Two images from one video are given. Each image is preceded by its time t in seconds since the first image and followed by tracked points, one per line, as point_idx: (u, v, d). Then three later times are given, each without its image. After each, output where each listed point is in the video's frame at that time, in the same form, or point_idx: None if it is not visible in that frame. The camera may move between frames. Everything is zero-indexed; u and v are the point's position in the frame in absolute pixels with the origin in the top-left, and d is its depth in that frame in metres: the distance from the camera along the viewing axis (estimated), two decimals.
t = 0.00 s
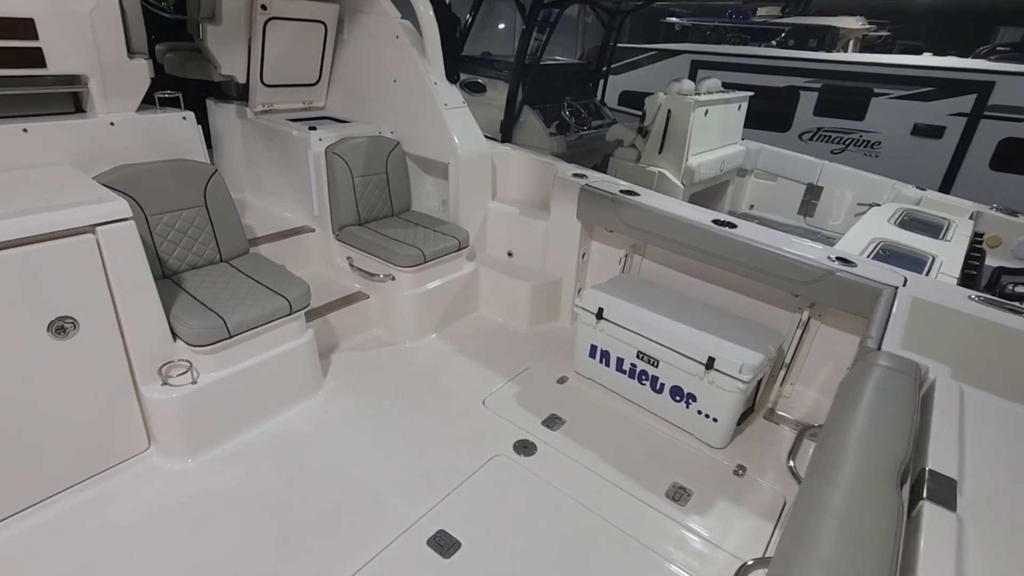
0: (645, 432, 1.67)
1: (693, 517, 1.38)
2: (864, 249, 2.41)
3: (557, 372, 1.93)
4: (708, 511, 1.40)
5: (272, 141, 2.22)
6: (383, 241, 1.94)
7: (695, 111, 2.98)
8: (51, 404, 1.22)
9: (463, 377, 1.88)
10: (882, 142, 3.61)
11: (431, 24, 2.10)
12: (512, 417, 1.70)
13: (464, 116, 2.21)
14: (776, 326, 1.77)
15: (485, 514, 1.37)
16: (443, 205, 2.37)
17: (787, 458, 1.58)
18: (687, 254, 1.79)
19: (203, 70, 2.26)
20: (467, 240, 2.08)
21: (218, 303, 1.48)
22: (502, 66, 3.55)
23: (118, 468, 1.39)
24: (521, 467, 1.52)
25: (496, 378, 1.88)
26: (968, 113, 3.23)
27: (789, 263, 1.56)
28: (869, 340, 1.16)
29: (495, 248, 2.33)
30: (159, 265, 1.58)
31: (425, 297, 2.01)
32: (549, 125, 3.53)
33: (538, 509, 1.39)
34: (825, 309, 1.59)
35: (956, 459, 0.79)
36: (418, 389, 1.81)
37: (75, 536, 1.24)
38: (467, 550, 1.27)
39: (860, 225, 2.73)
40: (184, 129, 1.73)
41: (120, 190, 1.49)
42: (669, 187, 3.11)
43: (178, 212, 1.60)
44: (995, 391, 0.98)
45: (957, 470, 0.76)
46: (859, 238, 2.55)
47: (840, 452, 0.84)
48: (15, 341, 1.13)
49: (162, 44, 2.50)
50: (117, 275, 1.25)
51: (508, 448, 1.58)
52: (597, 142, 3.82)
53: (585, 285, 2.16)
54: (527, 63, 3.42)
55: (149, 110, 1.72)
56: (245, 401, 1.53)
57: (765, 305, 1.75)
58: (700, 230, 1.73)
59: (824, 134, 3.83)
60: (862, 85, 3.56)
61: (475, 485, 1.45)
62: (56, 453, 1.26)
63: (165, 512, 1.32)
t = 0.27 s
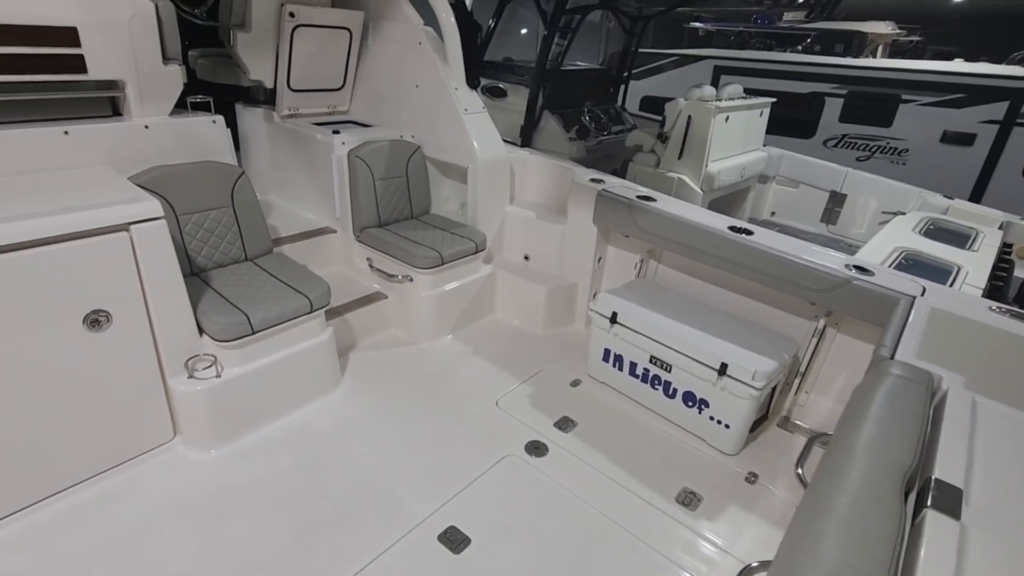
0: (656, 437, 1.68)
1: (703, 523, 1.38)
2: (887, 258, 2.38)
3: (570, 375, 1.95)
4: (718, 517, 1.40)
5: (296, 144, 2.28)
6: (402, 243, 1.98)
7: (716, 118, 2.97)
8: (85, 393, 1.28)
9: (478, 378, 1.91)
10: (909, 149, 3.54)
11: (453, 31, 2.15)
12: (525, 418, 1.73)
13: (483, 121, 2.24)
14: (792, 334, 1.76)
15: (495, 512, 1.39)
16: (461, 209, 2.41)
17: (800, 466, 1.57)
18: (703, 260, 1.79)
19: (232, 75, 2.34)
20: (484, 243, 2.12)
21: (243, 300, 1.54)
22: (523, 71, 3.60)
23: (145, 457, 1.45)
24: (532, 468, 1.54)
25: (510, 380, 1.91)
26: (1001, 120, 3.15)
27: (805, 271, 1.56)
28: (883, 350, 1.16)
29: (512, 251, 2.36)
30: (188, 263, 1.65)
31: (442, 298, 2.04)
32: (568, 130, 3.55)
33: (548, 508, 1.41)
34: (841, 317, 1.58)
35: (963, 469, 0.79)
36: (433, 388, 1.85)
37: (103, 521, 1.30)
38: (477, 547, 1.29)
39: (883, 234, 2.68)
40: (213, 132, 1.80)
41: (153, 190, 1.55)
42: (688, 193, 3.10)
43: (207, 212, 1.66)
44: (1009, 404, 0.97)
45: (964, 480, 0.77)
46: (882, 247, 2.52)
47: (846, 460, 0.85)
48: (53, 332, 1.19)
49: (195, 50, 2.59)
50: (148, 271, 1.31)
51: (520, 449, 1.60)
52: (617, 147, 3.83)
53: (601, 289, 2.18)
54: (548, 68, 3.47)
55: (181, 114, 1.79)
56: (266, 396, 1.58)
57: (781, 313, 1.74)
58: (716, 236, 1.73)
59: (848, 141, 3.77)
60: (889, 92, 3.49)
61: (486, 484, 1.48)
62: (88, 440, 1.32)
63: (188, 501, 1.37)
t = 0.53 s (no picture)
0: (662, 438, 1.70)
1: (704, 523, 1.40)
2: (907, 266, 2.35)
3: (580, 376, 1.98)
4: (719, 518, 1.42)
5: (319, 147, 2.36)
6: (418, 244, 2.04)
7: (733, 124, 2.98)
8: (115, 379, 1.36)
9: (489, 376, 1.96)
10: (936, 155, 3.45)
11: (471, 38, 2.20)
12: (534, 417, 1.76)
13: (500, 126, 2.29)
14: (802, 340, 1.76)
15: (500, 505, 1.43)
16: (477, 211, 2.46)
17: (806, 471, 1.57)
18: (713, 264, 1.80)
19: (260, 80, 2.43)
20: (498, 245, 2.16)
21: (264, 296, 1.60)
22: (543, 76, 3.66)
23: (169, 442, 1.52)
24: (538, 464, 1.57)
25: (520, 379, 1.95)
26: None
27: (815, 277, 1.55)
28: (886, 355, 1.16)
29: (526, 253, 2.41)
30: (214, 259, 1.72)
31: (455, 298, 2.09)
32: (586, 135, 3.58)
33: (551, 504, 1.45)
34: (851, 323, 1.58)
35: (953, 473, 0.80)
36: (444, 385, 1.89)
37: (129, 501, 1.37)
38: (480, 538, 1.33)
39: (905, 243, 2.65)
40: (240, 135, 1.88)
41: (182, 189, 1.63)
42: (705, 199, 3.11)
43: (233, 211, 1.74)
44: (1011, 412, 0.97)
45: (953, 482, 0.78)
46: (901, 255, 2.49)
47: (838, 460, 0.86)
48: (88, 321, 1.27)
49: (226, 56, 2.70)
50: (176, 266, 1.38)
51: (526, 446, 1.64)
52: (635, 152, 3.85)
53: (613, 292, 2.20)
54: (567, 73, 3.51)
55: (211, 117, 1.87)
56: (285, 388, 1.65)
57: (791, 319, 1.75)
58: (726, 241, 1.74)
59: (873, 147, 3.72)
60: (916, 97, 3.43)
61: (492, 478, 1.52)
62: (117, 424, 1.40)
63: (208, 485, 1.43)
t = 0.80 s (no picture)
0: (670, 442, 1.73)
1: (707, 525, 1.44)
2: (928, 277, 2.33)
3: (591, 379, 2.03)
4: (723, 520, 1.45)
5: (345, 153, 2.46)
6: (437, 247, 2.11)
7: (753, 132, 2.98)
8: (152, 370, 1.46)
9: (502, 377, 2.01)
10: (967, 165, 3.41)
11: (492, 48, 2.27)
12: (545, 417, 1.82)
13: (519, 134, 2.36)
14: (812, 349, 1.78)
15: (509, 500, 1.49)
16: (495, 216, 2.53)
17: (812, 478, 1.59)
18: (725, 272, 1.83)
19: (291, 88, 2.54)
20: (514, 250, 2.22)
21: (290, 295, 1.69)
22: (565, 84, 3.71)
23: (198, 431, 1.61)
24: (547, 463, 1.63)
25: (533, 380, 2.00)
26: None
27: (825, 287, 1.57)
28: (888, 365, 1.19)
29: (542, 258, 2.46)
30: (245, 259, 1.82)
31: (472, 301, 2.16)
32: (606, 141, 3.62)
33: (558, 501, 1.50)
34: (861, 334, 1.60)
35: (940, 479, 0.83)
36: (460, 384, 1.96)
37: (163, 484, 1.46)
38: (489, 531, 1.39)
39: (926, 254, 2.62)
40: (271, 141, 1.97)
41: (217, 193, 1.73)
42: (723, 206, 3.12)
43: (263, 214, 1.84)
44: (1007, 424, 0.99)
45: (938, 488, 0.81)
46: (920, 266, 2.47)
47: (828, 464, 0.89)
48: (129, 315, 1.37)
49: (259, 65, 2.83)
50: (211, 266, 1.48)
51: (537, 445, 1.69)
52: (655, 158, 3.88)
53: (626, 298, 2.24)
54: (588, 80, 3.57)
55: (244, 124, 1.97)
56: (308, 383, 1.73)
57: (802, 328, 1.77)
58: (737, 250, 1.77)
59: (901, 155, 3.64)
60: (946, 105, 3.38)
61: (502, 474, 1.57)
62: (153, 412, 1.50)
63: (234, 473, 1.52)
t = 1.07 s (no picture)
0: (685, 447, 1.77)
1: (719, 529, 1.48)
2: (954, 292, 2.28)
3: (609, 384, 2.08)
4: (734, 525, 1.49)
5: (376, 159, 2.55)
6: (461, 252, 2.19)
7: (778, 142, 2.97)
8: (196, 364, 1.56)
9: (522, 379, 2.08)
10: (1004, 175, 3.35)
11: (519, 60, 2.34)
12: (563, 420, 1.87)
13: (543, 143, 2.42)
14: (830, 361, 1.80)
15: (526, 498, 1.55)
16: (519, 222, 2.60)
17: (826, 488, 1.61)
18: (743, 283, 1.86)
19: (325, 97, 2.65)
20: (536, 256, 2.28)
21: (322, 296, 1.78)
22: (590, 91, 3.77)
23: (236, 422, 1.71)
24: (564, 463, 1.68)
25: (552, 383, 2.06)
26: None
27: (842, 299, 1.59)
28: (899, 378, 1.21)
29: (564, 264, 2.52)
30: (281, 261, 1.93)
31: (495, 305, 2.23)
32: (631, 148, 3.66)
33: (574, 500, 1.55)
34: (878, 346, 1.61)
35: (941, 491, 0.87)
36: (481, 385, 2.03)
37: (203, 471, 1.57)
38: (506, 526, 1.46)
39: (953, 267, 2.57)
40: (307, 150, 2.08)
41: (256, 198, 1.84)
42: (746, 215, 3.13)
43: (299, 218, 1.94)
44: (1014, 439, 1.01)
45: (937, 498, 0.85)
46: (947, 279, 2.44)
47: (831, 472, 0.93)
48: (176, 312, 1.48)
49: (296, 74, 2.95)
50: (251, 268, 1.58)
51: (554, 446, 1.75)
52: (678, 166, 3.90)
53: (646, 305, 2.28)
54: (614, 88, 3.61)
55: (282, 133, 2.08)
56: (338, 380, 1.82)
57: (819, 339, 1.79)
58: (756, 261, 1.80)
59: (935, 165, 3.57)
60: (982, 114, 3.34)
61: (520, 473, 1.64)
62: (195, 403, 1.60)
63: (267, 462, 1.61)
